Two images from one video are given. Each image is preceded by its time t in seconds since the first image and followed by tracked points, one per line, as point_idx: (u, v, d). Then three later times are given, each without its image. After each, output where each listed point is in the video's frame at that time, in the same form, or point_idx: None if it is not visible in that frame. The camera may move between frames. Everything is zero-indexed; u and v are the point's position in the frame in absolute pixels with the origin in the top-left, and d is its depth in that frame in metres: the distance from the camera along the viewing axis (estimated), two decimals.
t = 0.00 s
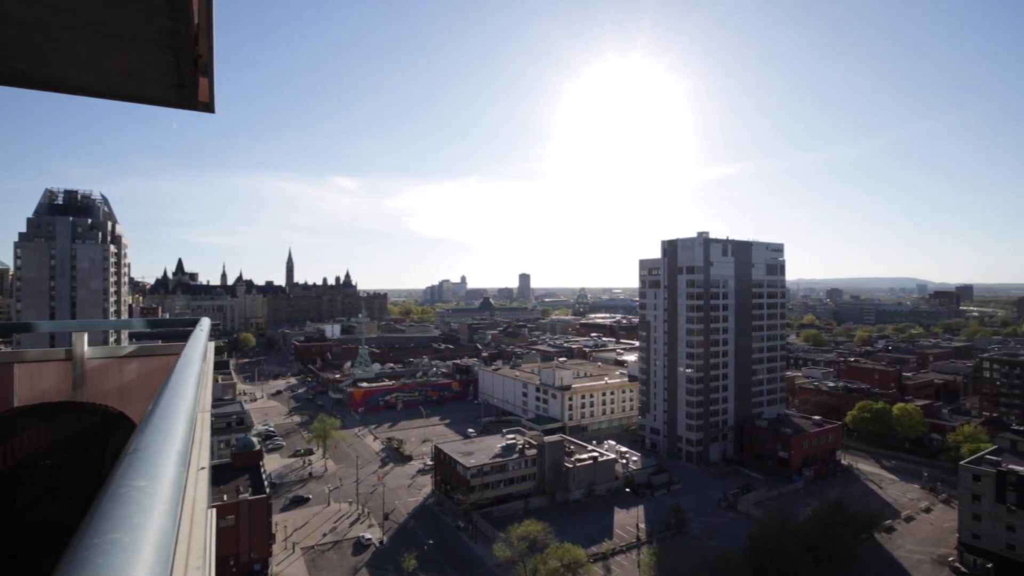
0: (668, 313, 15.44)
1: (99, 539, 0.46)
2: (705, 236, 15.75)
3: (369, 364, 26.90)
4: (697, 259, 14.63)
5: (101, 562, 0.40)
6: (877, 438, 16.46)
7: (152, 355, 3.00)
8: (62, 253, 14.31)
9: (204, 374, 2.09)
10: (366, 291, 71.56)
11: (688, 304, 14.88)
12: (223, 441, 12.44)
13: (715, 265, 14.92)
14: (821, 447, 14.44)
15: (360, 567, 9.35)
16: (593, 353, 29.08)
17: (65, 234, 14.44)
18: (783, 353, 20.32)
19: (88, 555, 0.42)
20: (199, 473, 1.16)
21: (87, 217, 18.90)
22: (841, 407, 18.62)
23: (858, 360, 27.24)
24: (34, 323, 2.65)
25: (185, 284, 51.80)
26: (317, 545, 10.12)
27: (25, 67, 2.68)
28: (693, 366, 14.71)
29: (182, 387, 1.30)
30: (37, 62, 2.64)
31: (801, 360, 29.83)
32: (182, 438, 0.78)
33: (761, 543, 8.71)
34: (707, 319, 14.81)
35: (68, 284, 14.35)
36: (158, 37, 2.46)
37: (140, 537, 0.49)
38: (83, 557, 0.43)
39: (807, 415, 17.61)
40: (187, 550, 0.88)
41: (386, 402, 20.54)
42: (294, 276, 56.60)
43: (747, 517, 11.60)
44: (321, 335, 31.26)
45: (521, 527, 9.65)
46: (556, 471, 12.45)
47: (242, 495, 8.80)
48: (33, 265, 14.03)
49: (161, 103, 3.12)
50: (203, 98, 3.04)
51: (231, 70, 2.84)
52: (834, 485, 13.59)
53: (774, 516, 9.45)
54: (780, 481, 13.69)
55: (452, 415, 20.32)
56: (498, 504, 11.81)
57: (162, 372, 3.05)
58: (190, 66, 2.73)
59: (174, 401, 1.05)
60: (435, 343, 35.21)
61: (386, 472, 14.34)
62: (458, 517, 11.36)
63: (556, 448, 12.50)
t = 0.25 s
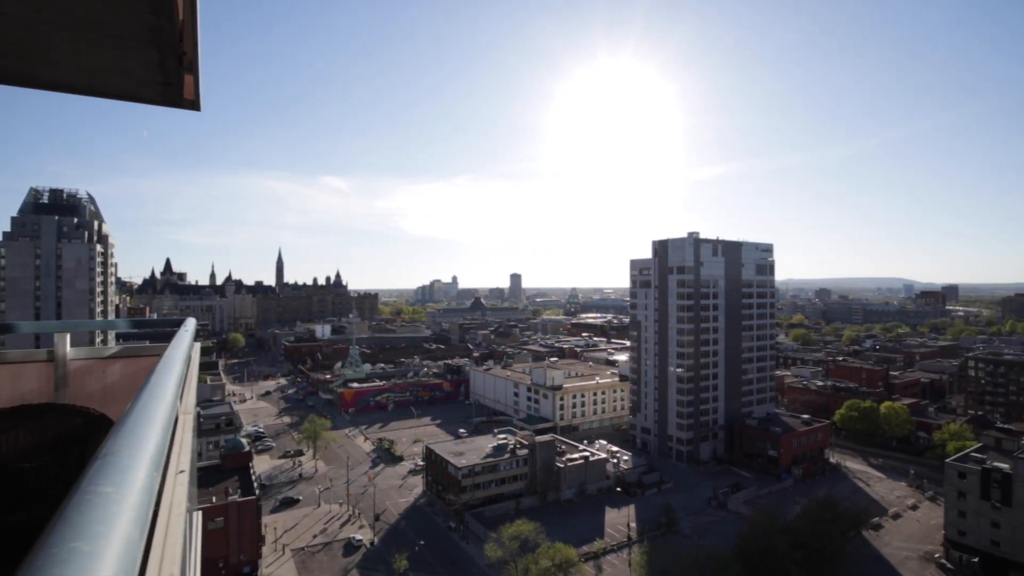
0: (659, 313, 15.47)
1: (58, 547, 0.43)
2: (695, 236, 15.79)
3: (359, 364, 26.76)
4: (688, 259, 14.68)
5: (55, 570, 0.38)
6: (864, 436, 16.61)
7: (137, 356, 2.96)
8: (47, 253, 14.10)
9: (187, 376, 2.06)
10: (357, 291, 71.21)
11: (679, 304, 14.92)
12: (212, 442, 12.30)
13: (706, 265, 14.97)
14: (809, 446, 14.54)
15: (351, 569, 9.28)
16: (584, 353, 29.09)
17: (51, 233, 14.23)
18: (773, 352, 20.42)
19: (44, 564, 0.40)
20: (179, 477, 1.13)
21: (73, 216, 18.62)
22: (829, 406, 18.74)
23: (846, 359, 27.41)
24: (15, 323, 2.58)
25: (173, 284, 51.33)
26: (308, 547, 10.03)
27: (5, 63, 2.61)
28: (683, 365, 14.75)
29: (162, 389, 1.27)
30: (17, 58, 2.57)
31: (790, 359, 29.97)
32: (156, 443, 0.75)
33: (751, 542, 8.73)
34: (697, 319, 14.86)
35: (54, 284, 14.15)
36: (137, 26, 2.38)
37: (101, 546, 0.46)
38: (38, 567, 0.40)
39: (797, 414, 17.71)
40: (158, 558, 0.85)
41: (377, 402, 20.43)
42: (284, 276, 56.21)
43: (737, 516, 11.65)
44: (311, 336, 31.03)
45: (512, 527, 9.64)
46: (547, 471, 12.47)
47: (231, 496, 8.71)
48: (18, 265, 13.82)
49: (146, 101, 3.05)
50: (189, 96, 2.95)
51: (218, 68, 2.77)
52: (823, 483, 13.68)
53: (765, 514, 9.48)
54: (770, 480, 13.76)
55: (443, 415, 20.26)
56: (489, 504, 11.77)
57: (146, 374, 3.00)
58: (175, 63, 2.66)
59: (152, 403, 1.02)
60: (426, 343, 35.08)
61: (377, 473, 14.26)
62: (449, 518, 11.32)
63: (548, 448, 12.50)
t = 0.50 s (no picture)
0: (649, 313, 15.50)
1: (15, 556, 0.40)
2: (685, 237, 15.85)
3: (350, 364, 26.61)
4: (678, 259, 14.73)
5: None
6: (852, 435, 16.73)
7: (120, 357, 2.90)
8: (32, 252, 13.89)
9: (171, 377, 2.01)
10: (348, 291, 70.84)
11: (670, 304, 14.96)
12: (201, 443, 12.18)
13: (696, 265, 15.03)
14: (798, 444, 14.63)
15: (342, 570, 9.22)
16: (575, 353, 29.09)
17: (36, 232, 14.02)
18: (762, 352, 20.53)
19: None
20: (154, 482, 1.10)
21: (60, 215, 18.39)
22: (818, 405, 18.86)
23: (834, 359, 27.57)
24: None
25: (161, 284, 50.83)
26: (298, 548, 9.95)
27: None
28: (674, 365, 14.77)
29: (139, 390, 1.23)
30: None
31: (779, 358, 30.12)
32: (131, 444, 0.72)
33: (742, 540, 8.75)
34: (688, 319, 14.91)
35: (39, 284, 13.94)
36: (120, 20, 2.32)
37: (65, 552, 0.43)
38: None
39: (786, 413, 17.81)
40: (131, 564, 0.82)
41: (368, 403, 20.32)
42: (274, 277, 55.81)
43: (727, 515, 11.70)
44: (301, 336, 30.81)
45: (504, 527, 9.61)
46: (538, 471, 12.45)
47: (220, 498, 8.62)
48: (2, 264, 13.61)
49: (130, 98, 2.98)
50: (173, 95, 2.89)
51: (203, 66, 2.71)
52: (812, 482, 13.77)
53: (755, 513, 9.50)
54: (760, 478, 13.83)
55: (434, 415, 20.19)
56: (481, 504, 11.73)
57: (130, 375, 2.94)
58: (159, 60, 2.60)
59: (129, 403, 0.98)
60: (417, 343, 34.94)
61: (368, 473, 14.18)
62: (440, 518, 11.28)
63: (539, 448, 12.48)
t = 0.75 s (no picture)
0: (641, 313, 15.53)
1: None
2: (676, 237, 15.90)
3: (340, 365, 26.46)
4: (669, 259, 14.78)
5: None
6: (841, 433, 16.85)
7: (104, 357, 2.84)
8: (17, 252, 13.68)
9: (154, 378, 1.97)
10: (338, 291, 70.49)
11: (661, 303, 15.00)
12: (190, 445, 12.05)
13: (687, 265, 15.08)
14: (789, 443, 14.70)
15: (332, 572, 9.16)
16: (566, 353, 29.08)
17: (21, 232, 13.82)
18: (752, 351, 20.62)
19: None
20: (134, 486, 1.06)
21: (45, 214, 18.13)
22: (807, 404, 18.96)
23: (823, 358, 27.71)
24: None
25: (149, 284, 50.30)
26: (289, 550, 9.87)
27: None
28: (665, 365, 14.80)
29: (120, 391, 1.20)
30: None
31: (769, 358, 30.23)
32: (104, 448, 0.69)
33: (733, 538, 8.78)
34: (679, 319, 14.95)
35: (25, 284, 13.74)
36: (104, 14, 2.27)
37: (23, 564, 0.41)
38: None
39: (776, 412, 17.90)
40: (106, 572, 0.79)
41: (358, 403, 20.21)
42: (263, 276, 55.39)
43: (718, 513, 11.74)
44: (291, 336, 30.60)
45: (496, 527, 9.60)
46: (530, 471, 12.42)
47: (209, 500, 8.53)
48: None
49: (115, 96, 2.92)
50: (159, 91, 2.83)
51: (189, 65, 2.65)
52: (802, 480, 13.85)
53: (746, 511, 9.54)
54: (750, 477, 13.90)
55: (426, 416, 20.11)
56: (473, 504, 11.68)
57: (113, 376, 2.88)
58: (144, 56, 2.55)
59: (106, 404, 0.95)
60: (408, 343, 34.79)
61: (359, 474, 14.10)
62: (432, 518, 11.23)
63: (531, 448, 12.46)
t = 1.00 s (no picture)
0: (633, 313, 15.55)
1: None
2: (668, 237, 15.96)
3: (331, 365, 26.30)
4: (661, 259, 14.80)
5: None
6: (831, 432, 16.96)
7: (89, 358, 2.79)
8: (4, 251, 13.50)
9: (138, 379, 1.94)
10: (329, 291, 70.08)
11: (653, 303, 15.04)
12: (180, 446, 11.94)
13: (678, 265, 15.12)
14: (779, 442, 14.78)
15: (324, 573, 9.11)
16: (558, 352, 29.04)
17: (8, 231, 13.63)
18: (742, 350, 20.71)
19: None
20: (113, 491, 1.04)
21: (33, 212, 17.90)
22: (798, 403, 19.04)
23: (813, 358, 27.81)
24: None
25: (138, 284, 49.79)
26: (280, 551, 9.81)
27: None
28: (657, 364, 14.83)
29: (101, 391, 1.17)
30: None
31: (759, 358, 30.30)
32: (82, 448, 0.67)
33: (725, 537, 8.81)
34: (670, 319, 14.98)
35: (12, 284, 13.56)
36: (88, 9, 2.23)
37: None
38: None
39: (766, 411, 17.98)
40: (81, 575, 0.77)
41: (350, 403, 20.10)
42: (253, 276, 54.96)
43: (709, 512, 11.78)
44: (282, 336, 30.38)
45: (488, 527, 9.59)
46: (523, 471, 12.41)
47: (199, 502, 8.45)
48: None
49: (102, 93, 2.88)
50: (146, 89, 2.78)
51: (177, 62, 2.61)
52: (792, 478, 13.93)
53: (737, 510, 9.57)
54: (742, 476, 13.96)
55: (417, 416, 20.04)
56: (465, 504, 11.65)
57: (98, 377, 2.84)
58: (131, 53, 2.52)
59: (85, 404, 0.93)
60: (399, 343, 34.63)
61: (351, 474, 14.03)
62: (424, 519, 11.20)
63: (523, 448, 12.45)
